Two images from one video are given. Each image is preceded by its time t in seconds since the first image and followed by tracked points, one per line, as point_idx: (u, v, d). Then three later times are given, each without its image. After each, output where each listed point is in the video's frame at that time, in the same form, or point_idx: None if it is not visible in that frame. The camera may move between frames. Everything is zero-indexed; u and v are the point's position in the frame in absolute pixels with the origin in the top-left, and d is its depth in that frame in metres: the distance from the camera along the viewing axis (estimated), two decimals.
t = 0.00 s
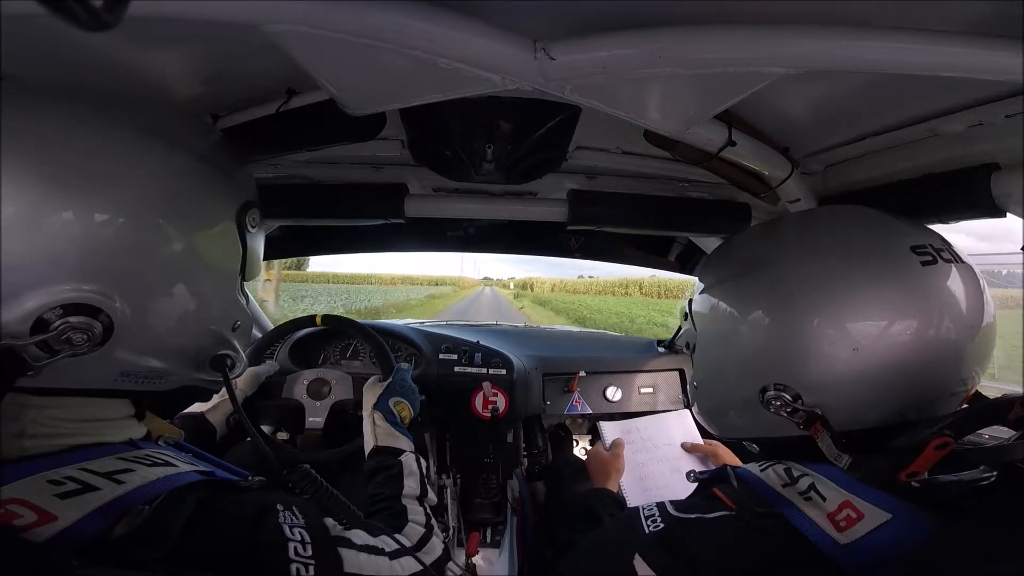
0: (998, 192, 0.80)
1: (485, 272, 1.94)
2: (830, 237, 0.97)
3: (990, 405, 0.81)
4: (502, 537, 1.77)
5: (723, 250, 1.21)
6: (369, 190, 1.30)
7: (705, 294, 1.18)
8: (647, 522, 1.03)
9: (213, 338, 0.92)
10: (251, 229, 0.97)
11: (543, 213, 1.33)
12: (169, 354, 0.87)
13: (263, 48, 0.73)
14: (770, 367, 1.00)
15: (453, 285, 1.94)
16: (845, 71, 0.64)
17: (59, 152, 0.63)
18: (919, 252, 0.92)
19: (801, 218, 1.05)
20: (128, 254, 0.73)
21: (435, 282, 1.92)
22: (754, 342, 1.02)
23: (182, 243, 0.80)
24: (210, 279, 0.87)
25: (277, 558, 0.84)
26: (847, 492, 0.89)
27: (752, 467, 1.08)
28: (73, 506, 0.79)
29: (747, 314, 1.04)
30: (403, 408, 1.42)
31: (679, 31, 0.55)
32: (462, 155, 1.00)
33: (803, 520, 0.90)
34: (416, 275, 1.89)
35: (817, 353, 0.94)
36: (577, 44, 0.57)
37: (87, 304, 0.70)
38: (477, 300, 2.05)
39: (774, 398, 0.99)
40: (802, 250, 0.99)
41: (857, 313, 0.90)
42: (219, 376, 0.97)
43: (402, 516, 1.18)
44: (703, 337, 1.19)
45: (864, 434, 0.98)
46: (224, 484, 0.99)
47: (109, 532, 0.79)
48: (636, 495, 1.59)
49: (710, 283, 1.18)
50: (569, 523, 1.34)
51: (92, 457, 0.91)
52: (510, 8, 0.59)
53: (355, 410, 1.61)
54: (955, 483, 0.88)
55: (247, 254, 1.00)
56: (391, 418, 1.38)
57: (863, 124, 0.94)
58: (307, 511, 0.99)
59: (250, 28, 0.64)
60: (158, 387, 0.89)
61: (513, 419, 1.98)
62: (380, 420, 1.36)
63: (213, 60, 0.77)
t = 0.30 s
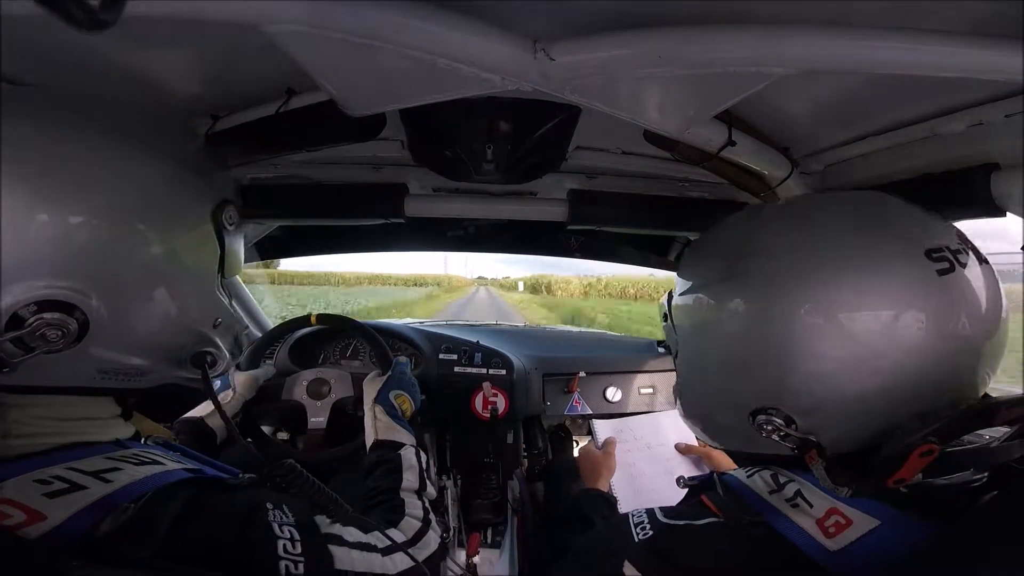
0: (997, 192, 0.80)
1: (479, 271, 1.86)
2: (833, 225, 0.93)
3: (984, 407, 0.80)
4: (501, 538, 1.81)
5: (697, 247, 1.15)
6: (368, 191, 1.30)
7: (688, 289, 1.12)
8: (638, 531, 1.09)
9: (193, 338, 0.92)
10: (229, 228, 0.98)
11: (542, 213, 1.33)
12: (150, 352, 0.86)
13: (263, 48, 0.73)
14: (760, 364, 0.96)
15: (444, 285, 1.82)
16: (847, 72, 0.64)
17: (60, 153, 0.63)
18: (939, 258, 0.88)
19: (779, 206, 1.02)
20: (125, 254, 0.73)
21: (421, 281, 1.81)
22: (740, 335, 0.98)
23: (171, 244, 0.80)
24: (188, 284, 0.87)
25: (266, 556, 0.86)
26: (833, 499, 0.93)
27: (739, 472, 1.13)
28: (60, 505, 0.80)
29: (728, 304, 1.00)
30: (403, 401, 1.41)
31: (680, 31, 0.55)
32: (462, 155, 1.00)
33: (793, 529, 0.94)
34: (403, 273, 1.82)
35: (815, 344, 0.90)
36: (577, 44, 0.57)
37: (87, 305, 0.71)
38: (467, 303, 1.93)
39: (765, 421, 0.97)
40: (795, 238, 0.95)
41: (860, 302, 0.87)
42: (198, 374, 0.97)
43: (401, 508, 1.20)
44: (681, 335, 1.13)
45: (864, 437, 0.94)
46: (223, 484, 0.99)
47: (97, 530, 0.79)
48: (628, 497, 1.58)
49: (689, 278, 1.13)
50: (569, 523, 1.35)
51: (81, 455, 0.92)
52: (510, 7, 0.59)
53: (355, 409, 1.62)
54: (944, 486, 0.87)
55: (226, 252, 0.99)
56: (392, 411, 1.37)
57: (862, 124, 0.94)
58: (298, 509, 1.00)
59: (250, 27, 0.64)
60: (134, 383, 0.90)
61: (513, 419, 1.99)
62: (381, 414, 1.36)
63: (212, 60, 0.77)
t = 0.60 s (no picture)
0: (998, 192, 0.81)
1: (481, 270, 1.85)
2: (799, 237, 0.98)
3: (988, 411, 0.83)
4: (502, 537, 1.76)
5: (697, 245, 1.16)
6: (368, 190, 1.30)
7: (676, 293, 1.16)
8: (641, 524, 1.10)
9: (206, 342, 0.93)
10: (240, 237, 0.98)
11: (542, 213, 1.33)
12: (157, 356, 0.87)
13: (264, 48, 0.73)
14: (737, 367, 1.01)
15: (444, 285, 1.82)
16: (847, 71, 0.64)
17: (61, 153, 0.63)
18: (853, 240, 0.96)
19: (781, 215, 1.04)
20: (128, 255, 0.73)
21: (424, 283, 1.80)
22: (720, 338, 1.02)
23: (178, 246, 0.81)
24: (202, 284, 0.88)
25: (276, 559, 0.87)
26: (837, 497, 0.91)
27: (745, 471, 1.11)
28: (74, 512, 0.79)
29: (710, 311, 1.04)
30: (403, 406, 1.42)
31: (679, 31, 0.55)
32: (462, 155, 1.00)
33: (796, 527, 0.93)
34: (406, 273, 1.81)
35: (775, 350, 0.95)
36: (577, 45, 0.57)
37: (89, 305, 0.71)
38: (472, 301, 1.91)
39: (747, 401, 0.99)
40: (760, 250, 1.00)
41: (816, 313, 0.92)
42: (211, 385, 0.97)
43: (403, 512, 1.20)
44: (671, 335, 1.16)
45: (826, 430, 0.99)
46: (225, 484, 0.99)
47: (111, 537, 0.78)
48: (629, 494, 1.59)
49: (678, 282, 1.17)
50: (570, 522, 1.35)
51: (92, 463, 0.92)
52: (510, 8, 0.59)
53: (355, 412, 1.60)
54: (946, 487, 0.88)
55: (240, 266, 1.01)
56: (392, 416, 1.38)
57: (862, 124, 0.94)
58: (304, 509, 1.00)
59: (249, 28, 0.64)
60: (149, 395, 0.91)
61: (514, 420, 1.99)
62: (381, 418, 1.36)
63: (213, 61, 0.77)
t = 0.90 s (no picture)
0: (998, 194, 0.80)
1: (479, 272, 1.86)
2: (798, 239, 0.98)
3: (984, 409, 0.85)
4: (501, 537, 1.78)
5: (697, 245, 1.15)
6: (367, 190, 1.30)
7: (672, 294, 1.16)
8: (640, 526, 1.10)
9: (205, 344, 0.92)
10: (240, 240, 1.00)
11: (542, 214, 1.33)
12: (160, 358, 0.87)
13: (264, 48, 0.73)
14: (736, 369, 1.00)
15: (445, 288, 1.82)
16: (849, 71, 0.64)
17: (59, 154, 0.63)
18: (848, 242, 0.97)
19: (776, 217, 1.04)
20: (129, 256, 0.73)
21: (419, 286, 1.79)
22: (719, 341, 1.01)
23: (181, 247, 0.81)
24: (203, 284, 0.88)
25: (271, 558, 0.85)
26: (835, 496, 0.91)
27: (742, 470, 1.11)
28: (71, 514, 0.78)
29: (706, 312, 1.04)
30: (404, 399, 1.43)
31: (678, 30, 0.55)
32: (462, 155, 1.01)
33: (794, 527, 0.93)
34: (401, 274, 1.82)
35: (774, 351, 0.95)
36: (577, 44, 0.57)
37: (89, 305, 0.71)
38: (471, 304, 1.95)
39: (745, 401, 0.99)
40: (758, 250, 1.00)
41: (815, 314, 0.93)
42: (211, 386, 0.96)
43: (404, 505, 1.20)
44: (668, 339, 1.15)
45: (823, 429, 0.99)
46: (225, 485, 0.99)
47: (111, 538, 0.78)
48: (630, 494, 1.59)
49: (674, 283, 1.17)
50: (568, 524, 1.35)
51: (89, 463, 0.91)
52: (511, 8, 0.59)
53: (356, 410, 1.60)
54: (943, 488, 0.90)
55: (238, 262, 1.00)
56: (393, 409, 1.38)
57: (862, 125, 0.94)
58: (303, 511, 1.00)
59: (250, 28, 0.64)
60: (143, 396, 0.89)
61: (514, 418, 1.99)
62: (382, 412, 1.37)
63: (213, 61, 0.77)
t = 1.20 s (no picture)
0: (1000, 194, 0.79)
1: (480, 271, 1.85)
2: (806, 238, 0.97)
3: (989, 409, 0.81)
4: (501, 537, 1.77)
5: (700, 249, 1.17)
6: (368, 190, 1.30)
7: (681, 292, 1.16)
8: (642, 524, 1.11)
9: (205, 345, 0.92)
10: (238, 236, 0.96)
11: (543, 214, 1.33)
12: (161, 359, 0.87)
13: (263, 48, 0.73)
14: (746, 368, 1.00)
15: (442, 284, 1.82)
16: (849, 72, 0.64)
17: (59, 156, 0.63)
18: (866, 243, 0.96)
19: (782, 215, 1.03)
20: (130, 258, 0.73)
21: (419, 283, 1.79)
22: (728, 339, 1.01)
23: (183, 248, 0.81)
24: (205, 286, 0.88)
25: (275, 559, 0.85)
26: (839, 496, 0.89)
27: (746, 469, 1.09)
28: (75, 513, 0.78)
29: (717, 310, 1.03)
30: (404, 400, 1.41)
31: (678, 30, 0.55)
32: (462, 156, 1.01)
33: (796, 526, 0.91)
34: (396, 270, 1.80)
35: (784, 349, 0.95)
36: (577, 44, 0.57)
37: (87, 307, 0.71)
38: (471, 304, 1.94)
39: (753, 400, 0.99)
40: (768, 248, 1.00)
41: (825, 311, 0.92)
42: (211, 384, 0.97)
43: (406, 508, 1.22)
44: (678, 336, 1.14)
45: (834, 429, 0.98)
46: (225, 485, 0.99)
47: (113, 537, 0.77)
48: (635, 493, 1.60)
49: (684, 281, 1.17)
50: (569, 524, 1.35)
51: (92, 462, 0.91)
52: (510, 8, 0.59)
53: (355, 410, 1.61)
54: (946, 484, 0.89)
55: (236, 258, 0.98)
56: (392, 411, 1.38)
57: (864, 125, 0.94)
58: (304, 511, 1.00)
59: (249, 28, 0.64)
60: (145, 394, 0.90)
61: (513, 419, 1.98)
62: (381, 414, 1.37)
63: (213, 61, 0.77)
